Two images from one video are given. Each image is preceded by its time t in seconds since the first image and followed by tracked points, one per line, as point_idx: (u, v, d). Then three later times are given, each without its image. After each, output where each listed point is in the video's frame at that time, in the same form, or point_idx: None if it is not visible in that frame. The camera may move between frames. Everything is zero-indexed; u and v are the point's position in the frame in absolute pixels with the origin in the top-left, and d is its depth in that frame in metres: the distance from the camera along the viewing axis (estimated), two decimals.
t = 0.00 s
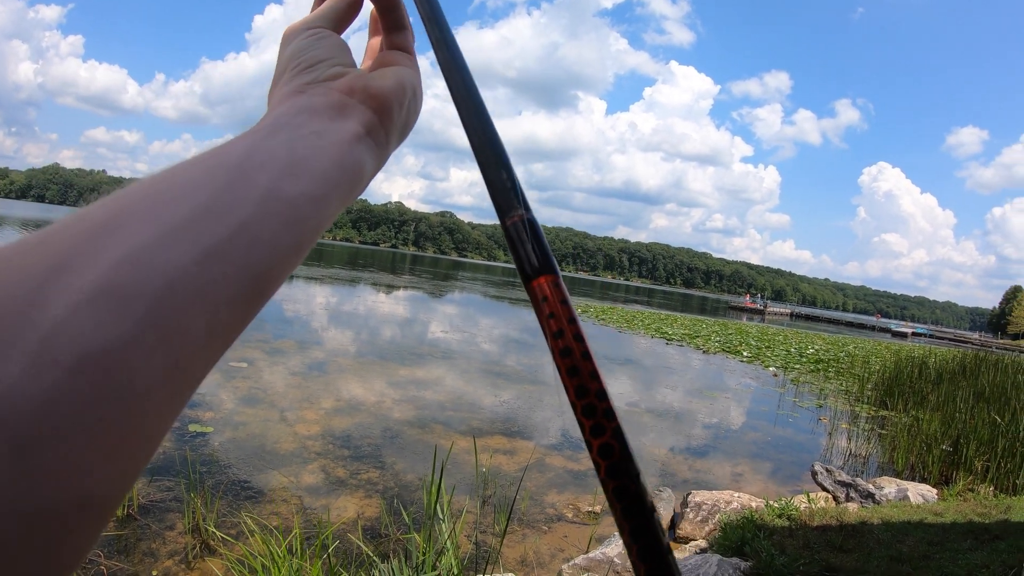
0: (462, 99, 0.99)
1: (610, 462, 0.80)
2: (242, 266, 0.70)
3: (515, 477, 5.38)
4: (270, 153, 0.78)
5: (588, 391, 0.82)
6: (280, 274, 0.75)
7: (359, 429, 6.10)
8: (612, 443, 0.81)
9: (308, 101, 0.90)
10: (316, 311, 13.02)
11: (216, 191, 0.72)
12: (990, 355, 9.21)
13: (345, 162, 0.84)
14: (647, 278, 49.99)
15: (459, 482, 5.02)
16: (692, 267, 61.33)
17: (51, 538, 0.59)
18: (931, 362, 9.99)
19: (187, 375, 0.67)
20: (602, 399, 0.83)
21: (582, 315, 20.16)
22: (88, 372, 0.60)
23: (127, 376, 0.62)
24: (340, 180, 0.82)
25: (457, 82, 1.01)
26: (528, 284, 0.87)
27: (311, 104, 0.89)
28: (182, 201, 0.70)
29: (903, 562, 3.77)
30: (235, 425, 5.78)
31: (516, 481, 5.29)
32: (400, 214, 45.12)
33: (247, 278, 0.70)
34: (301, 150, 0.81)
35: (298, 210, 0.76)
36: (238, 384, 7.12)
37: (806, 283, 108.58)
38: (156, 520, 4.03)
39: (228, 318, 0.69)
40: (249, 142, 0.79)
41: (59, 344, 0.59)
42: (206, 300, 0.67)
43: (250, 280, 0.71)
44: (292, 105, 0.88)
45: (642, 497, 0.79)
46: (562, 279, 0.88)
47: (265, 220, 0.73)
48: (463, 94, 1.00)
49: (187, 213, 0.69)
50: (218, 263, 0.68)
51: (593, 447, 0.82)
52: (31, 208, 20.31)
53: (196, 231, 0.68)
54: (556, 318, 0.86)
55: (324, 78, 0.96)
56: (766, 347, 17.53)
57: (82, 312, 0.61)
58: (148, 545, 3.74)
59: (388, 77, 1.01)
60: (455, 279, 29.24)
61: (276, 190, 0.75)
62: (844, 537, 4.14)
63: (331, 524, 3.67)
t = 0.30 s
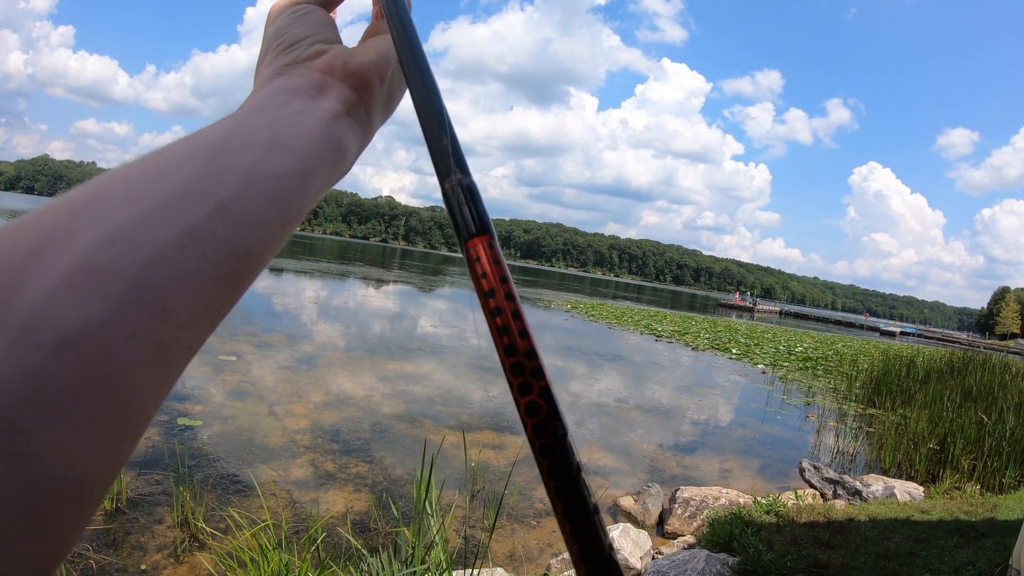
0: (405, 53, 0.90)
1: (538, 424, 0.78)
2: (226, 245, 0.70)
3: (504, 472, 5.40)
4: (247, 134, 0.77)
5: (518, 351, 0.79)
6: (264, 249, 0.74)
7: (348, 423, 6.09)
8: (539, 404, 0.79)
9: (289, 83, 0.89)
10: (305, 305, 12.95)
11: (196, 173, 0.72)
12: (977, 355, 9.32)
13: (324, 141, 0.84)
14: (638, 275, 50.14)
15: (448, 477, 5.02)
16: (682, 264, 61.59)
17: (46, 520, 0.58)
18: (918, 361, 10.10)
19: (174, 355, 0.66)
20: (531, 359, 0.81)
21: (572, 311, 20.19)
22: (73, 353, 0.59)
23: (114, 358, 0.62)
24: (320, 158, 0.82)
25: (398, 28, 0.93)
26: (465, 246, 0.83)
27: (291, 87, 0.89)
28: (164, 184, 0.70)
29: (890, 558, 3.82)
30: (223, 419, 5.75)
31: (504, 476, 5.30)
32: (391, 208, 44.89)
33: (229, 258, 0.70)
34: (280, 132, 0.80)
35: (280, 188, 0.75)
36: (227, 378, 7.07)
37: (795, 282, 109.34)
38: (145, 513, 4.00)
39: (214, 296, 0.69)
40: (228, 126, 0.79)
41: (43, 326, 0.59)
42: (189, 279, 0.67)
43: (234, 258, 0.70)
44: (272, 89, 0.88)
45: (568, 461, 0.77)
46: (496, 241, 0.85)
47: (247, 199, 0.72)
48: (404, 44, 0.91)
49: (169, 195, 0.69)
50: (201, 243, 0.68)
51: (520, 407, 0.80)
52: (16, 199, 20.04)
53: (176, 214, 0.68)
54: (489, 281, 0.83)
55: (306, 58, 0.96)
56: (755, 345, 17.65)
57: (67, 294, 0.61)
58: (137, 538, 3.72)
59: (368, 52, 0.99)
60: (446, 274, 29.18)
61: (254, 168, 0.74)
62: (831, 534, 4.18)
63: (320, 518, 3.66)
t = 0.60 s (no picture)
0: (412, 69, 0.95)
1: (552, 423, 0.81)
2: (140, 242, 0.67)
3: (497, 469, 5.40)
4: (164, 128, 0.74)
5: (531, 351, 0.83)
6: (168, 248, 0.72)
7: (341, 419, 6.07)
8: (554, 403, 0.82)
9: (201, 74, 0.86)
10: (299, 300, 12.90)
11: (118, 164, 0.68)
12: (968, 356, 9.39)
13: (228, 143, 0.83)
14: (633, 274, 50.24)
15: (441, 474, 5.02)
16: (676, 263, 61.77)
17: None
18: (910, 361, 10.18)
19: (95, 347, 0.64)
20: (545, 359, 0.83)
21: (566, 308, 20.23)
22: (12, 342, 0.55)
23: (34, 360, 0.57)
24: (220, 157, 0.81)
25: (407, 47, 0.98)
26: (473, 248, 0.87)
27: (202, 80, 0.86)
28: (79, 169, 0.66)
29: (881, 557, 3.85)
30: (216, 414, 5.73)
31: (498, 473, 5.30)
32: (385, 204, 44.78)
33: (143, 256, 0.68)
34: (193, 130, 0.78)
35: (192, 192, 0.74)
36: (220, 373, 7.05)
37: (789, 281, 109.88)
38: (138, 509, 3.98)
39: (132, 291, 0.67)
40: (143, 115, 0.74)
41: None
42: (106, 274, 0.64)
43: (146, 255, 0.68)
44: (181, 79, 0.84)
45: (583, 457, 0.81)
46: (507, 240, 0.87)
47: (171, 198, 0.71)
48: (413, 60, 0.96)
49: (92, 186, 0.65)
50: (118, 238, 0.65)
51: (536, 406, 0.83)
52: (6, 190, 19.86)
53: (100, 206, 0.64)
54: (500, 281, 0.85)
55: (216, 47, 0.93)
56: (748, 344, 17.74)
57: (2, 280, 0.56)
58: (130, 534, 3.70)
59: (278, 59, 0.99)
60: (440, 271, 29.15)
61: (175, 168, 0.72)
62: (822, 532, 4.21)
63: (313, 514, 3.65)
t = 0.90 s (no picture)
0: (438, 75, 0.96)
1: (593, 424, 0.87)
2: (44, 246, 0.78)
3: (494, 468, 5.41)
4: (76, 138, 0.83)
5: (571, 356, 0.87)
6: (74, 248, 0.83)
7: (338, 417, 6.07)
8: (594, 405, 0.87)
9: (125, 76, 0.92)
10: (296, 298, 12.88)
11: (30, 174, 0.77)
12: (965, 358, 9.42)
13: (131, 158, 0.90)
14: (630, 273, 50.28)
15: (439, 472, 5.03)
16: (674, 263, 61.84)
17: None
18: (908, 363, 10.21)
19: None
20: (584, 362, 0.88)
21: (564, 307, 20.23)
22: None
23: None
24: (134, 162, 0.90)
25: (430, 51, 0.99)
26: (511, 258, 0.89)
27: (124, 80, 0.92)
28: None
29: (877, 559, 3.87)
30: (214, 411, 5.72)
31: (495, 472, 5.31)
32: (383, 201, 44.71)
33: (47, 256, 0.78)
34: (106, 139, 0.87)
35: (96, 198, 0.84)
36: (218, 370, 7.03)
37: (786, 282, 110.02)
38: (135, 505, 3.99)
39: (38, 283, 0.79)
40: (60, 122, 0.82)
41: None
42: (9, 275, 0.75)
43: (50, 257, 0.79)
44: (106, 79, 0.90)
45: (623, 456, 0.86)
46: (541, 246, 0.90)
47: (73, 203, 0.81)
48: (439, 65, 0.97)
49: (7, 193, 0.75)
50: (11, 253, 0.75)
51: (576, 408, 0.88)
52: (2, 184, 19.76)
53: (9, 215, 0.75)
54: (536, 287, 0.89)
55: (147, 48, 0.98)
56: (745, 344, 17.75)
57: None
58: (127, 530, 3.70)
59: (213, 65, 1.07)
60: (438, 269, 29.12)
61: (82, 177, 0.82)
62: (819, 533, 4.23)
63: (311, 514, 3.66)
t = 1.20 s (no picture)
0: (444, 72, 0.94)
1: (602, 423, 0.87)
2: (52, 229, 0.78)
3: (498, 470, 5.40)
4: (85, 120, 0.82)
5: (579, 354, 0.87)
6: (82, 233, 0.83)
7: (342, 417, 6.08)
8: (603, 402, 0.87)
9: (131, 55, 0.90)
10: (301, 298, 12.92)
11: (37, 161, 0.77)
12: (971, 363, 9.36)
13: (141, 143, 0.89)
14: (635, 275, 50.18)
15: (442, 474, 5.04)
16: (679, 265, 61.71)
17: None
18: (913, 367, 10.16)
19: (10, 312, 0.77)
20: (592, 359, 0.87)
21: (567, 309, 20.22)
22: None
23: None
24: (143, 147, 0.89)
25: (433, 46, 0.97)
26: (518, 256, 0.89)
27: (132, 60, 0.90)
28: None
29: (881, 563, 3.85)
30: (218, 411, 5.74)
31: (498, 474, 5.30)
32: (388, 202, 44.80)
33: (55, 242, 0.78)
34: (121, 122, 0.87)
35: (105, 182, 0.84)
36: (222, 369, 7.05)
37: (791, 285, 109.64)
38: (139, 504, 4.00)
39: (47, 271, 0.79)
40: (74, 104, 0.82)
41: None
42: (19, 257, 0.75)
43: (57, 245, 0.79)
44: (120, 61, 0.89)
45: (633, 454, 0.86)
46: (548, 242, 0.90)
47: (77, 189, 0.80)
48: (444, 63, 0.95)
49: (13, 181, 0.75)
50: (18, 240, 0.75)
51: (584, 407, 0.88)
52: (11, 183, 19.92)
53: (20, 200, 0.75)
54: (543, 283, 0.88)
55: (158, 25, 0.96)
56: (750, 347, 17.70)
57: None
58: (131, 529, 3.71)
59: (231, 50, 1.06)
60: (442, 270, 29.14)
61: (89, 163, 0.81)
62: (823, 538, 4.21)
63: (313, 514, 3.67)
